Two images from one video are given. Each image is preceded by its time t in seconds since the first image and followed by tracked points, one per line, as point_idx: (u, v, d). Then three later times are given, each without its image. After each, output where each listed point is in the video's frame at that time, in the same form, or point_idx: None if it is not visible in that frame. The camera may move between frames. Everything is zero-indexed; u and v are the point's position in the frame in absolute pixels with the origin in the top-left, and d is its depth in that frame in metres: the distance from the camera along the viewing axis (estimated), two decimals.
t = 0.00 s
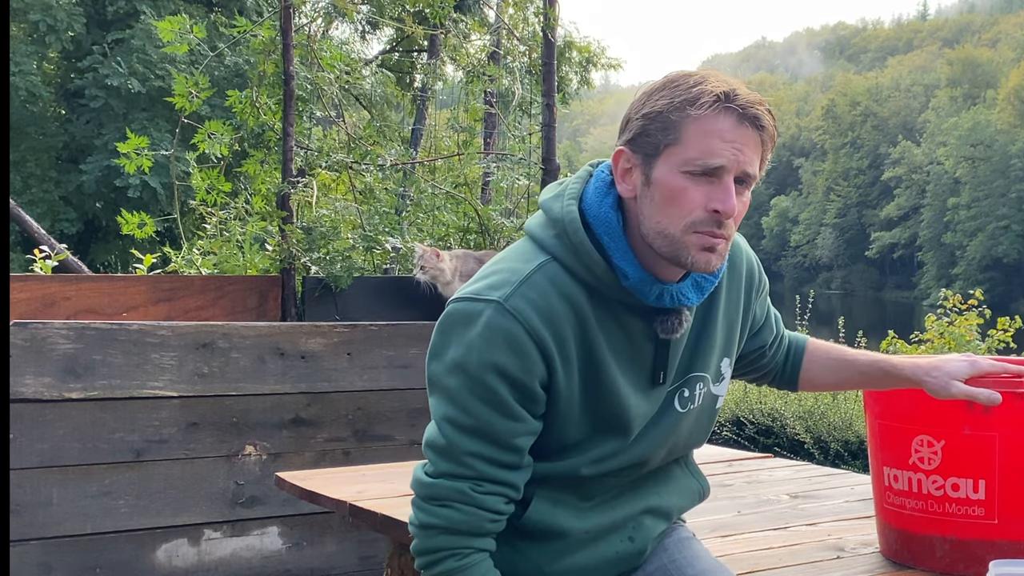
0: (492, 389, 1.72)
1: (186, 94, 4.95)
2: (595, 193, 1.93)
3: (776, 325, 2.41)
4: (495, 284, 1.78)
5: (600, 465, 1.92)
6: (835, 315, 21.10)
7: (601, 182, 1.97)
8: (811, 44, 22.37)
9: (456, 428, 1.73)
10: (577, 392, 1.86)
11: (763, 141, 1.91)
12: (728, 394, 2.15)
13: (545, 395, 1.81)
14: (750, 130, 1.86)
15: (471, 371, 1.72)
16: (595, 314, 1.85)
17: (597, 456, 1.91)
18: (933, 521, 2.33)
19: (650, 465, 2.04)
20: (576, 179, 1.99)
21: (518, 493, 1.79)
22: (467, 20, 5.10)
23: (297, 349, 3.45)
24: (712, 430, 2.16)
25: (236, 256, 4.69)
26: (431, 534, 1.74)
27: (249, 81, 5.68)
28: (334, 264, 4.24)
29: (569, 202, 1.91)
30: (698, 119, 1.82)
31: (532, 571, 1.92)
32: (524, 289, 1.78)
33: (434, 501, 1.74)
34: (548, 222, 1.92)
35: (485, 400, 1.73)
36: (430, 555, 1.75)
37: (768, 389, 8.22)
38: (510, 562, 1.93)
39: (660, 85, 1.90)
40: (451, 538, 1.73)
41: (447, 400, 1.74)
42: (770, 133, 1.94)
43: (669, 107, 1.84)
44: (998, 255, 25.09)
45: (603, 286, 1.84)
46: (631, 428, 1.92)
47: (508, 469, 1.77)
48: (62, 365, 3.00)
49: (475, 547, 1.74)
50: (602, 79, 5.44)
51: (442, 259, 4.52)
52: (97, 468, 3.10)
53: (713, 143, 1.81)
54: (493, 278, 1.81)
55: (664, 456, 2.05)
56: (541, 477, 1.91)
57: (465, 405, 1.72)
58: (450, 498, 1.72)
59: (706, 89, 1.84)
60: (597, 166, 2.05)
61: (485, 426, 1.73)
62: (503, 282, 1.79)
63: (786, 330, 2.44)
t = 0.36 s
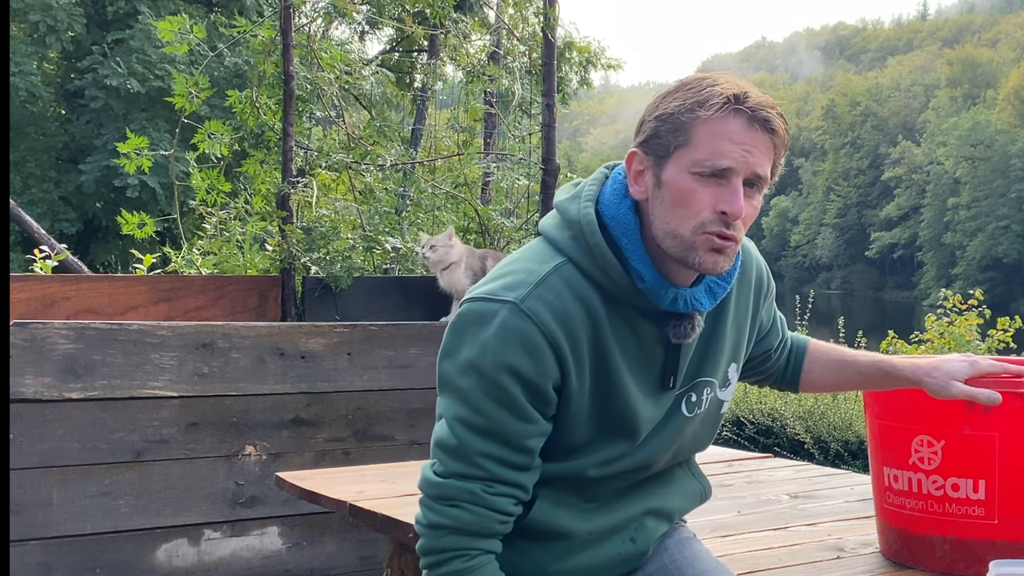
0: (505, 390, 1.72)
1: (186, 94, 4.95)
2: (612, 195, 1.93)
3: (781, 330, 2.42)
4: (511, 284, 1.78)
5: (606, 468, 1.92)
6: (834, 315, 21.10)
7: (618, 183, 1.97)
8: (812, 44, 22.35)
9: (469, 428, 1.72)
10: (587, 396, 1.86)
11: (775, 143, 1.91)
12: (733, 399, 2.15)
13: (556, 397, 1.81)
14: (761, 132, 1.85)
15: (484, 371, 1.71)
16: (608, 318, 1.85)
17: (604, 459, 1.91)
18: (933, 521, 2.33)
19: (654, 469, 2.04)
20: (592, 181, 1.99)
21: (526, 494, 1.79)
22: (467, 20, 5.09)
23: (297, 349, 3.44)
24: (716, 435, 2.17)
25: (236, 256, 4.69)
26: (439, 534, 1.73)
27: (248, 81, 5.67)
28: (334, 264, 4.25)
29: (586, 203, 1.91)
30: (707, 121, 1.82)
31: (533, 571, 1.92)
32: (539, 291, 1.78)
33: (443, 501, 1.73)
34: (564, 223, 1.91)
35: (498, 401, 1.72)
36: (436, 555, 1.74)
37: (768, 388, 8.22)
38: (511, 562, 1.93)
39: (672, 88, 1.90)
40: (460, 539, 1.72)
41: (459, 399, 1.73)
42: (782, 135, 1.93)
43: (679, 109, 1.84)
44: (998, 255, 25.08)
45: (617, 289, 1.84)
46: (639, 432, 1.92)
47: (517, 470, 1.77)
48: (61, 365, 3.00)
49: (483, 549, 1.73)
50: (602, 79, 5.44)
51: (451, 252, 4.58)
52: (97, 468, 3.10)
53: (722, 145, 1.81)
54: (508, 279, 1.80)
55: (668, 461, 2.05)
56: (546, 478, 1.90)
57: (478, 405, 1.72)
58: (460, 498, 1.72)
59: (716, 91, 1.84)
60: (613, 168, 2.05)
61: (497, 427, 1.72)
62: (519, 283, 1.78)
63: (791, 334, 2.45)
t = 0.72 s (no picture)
0: (511, 386, 1.71)
1: (186, 94, 4.95)
2: (619, 196, 1.93)
3: (785, 335, 2.43)
4: (518, 282, 1.78)
5: (607, 468, 1.92)
6: (834, 315, 21.09)
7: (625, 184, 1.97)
8: (812, 44, 22.33)
9: (474, 424, 1.72)
10: (592, 396, 1.86)
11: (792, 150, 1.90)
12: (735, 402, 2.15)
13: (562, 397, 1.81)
14: (782, 143, 1.83)
15: (490, 367, 1.71)
16: (614, 318, 1.85)
17: (606, 458, 1.91)
18: (933, 521, 2.33)
19: (656, 470, 2.04)
20: (599, 182, 1.99)
21: (530, 491, 1.79)
22: (467, 20, 5.09)
23: (297, 349, 3.44)
24: (717, 437, 2.17)
25: (236, 256, 4.69)
26: (443, 531, 1.73)
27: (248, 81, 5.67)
28: (334, 264, 4.24)
29: (594, 203, 1.91)
30: (733, 135, 1.79)
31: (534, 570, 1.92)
32: (546, 289, 1.78)
33: (448, 497, 1.72)
34: (572, 222, 1.92)
35: (504, 398, 1.72)
36: (440, 551, 1.73)
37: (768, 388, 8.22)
38: (511, 562, 1.93)
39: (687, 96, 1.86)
40: (464, 535, 1.72)
41: (465, 396, 1.72)
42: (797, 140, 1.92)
43: (702, 122, 1.80)
44: (998, 255, 25.07)
45: (624, 291, 1.84)
46: (642, 432, 1.93)
47: (522, 467, 1.76)
48: (61, 365, 3.00)
49: (487, 545, 1.73)
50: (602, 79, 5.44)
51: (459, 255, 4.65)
52: (97, 468, 3.10)
53: (748, 160, 1.79)
54: (515, 276, 1.80)
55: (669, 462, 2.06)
56: (549, 477, 1.91)
57: (484, 401, 1.71)
58: (465, 495, 1.71)
59: (739, 103, 1.81)
60: (621, 168, 2.05)
61: (503, 423, 1.72)
62: (526, 281, 1.78)
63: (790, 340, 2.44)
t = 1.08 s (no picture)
0: (501, 390, 1.70)
1: (186, 94, 4.95)
2: (613, 197, 1.93)
3: (782, 328, 2.42)
4: (512, 286, 1.78)
5: (605, 463, 1.92)
6: (834, 315, 21.08)
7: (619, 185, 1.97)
8: (812, 44, 22.32)
9: (464, 425, 1.71)
10: (587, 395, 1.86)
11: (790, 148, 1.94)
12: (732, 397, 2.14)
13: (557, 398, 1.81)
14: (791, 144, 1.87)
15: (482, 370, 1.70)
16: (609, 318, 1.85)
17: (603, 454, 1.91)
18: (934, 521, 2.33)
19: (653, 466, 2.04)
20: (593, 182, 1.99)
21: (520, 495, 1.77)
22: (467, 20, 5.09)
23: (297, 349, 3.44)
24: (714, 434, 2.17)
25: (236, 256, 4.70)
26: (429, 528, 1.71)
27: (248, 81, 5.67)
28: (334, 264, 4.24)
29: (587, 205, 1.91)
30: (757, 143, 1.80)
31: (533, 568, 1.92)
32: (541, 293, 1.78)
33: (435, 495, 1.71)
34: (566, 225, 1.92)
35: (495, 401, 1.71)
36: (426, 549, 1.71)
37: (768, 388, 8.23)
38: (511, 561, 1.93)
39: (705, 103, 1.82)
40: (450, 532, 1.70)
41: (456, 398, 1.72)
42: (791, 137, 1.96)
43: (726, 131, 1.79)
44: (998, 255, 25.07)
45: (619, 291, 1.84)
46: (639, 428, 1.93)
47: (512, 470, 1.75)
48: (61, 365, 3.00)
49: (474, 544, 1.70)
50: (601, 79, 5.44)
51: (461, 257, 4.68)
52: (97, 468, 3.10)
53: (772, 166, 1.81)
54: (509, 279, 1.80)
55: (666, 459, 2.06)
56: (545, 475, 1.91)
57: (475, 404, 1.70)
58: (452, 492, 1.70)
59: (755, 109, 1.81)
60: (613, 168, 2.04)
61: (493, 426, 1.71)
62: (521, 284, 1.78)
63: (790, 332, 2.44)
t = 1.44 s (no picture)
0: (485, 349, 1.65)
1: (186, 95, 4.95)
2: (616, 186, 1.96)
3: (782, 338, 2.39)
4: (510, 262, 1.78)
5: (601, 463, 1.91)
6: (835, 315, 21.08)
7: (622, 176, 2.00)
8: (812, 45, 22.32)
9: (442, 373, 1.62)
10: (580, 389, 1.84)
11: (766, 135, 1.92)
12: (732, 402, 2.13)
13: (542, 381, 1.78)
14: (745, 120, 1.87)
15: (468, 329, 1.65)
16: (603, 308, 1.85)
17: (599, 453, 1.90)
18: (933, 521, 2.32)
19: (650, 466, 2.03)
20: (598, 175, 2.02)
21: (486, 453, 1.62)
22: (467, 20, 5.08)
23: (297, 349, 3.44)
24: (714, 436, 2.15)
25: (236, 256, 4.70)
26: (390, 460, 1.53)
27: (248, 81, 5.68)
28: (334, 264, 4.24)
29: (588, 193, 1.94)
30: (691, 109, 1.87)
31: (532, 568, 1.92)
32: (536, 271, 1.78)
33: (401, 430, 1.56)
34: (568, 213, 1.94)
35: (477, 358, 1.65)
36: (382, 484, 1.52)
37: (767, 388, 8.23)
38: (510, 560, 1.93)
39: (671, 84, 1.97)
40: (411, 459, 1.51)
41: (438, 353, 1.65)
42: (774, 127, 1.95)
43: (667, 99, 1.91)
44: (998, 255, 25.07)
45: (615, 278, 1.85)
46: (634, 425, 1.92)
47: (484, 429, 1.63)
48: (61, 365, 3.00)
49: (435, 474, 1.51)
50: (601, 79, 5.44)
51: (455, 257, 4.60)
52: (97, 468, 3.10)
53: (703, 131, 1.85)
54: (506, 260, 1.81)
55: (664, 460, 2.05)
56: (542, 475, 1.90)
57: (457, 356, 1.63)
58: (421, 425, 1.55)
59: (701, 81, 1.88)
60: (619, 162, 2.07)
61: (473, 380, 1.63)
62: (517, 263, 1.79)
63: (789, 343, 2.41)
